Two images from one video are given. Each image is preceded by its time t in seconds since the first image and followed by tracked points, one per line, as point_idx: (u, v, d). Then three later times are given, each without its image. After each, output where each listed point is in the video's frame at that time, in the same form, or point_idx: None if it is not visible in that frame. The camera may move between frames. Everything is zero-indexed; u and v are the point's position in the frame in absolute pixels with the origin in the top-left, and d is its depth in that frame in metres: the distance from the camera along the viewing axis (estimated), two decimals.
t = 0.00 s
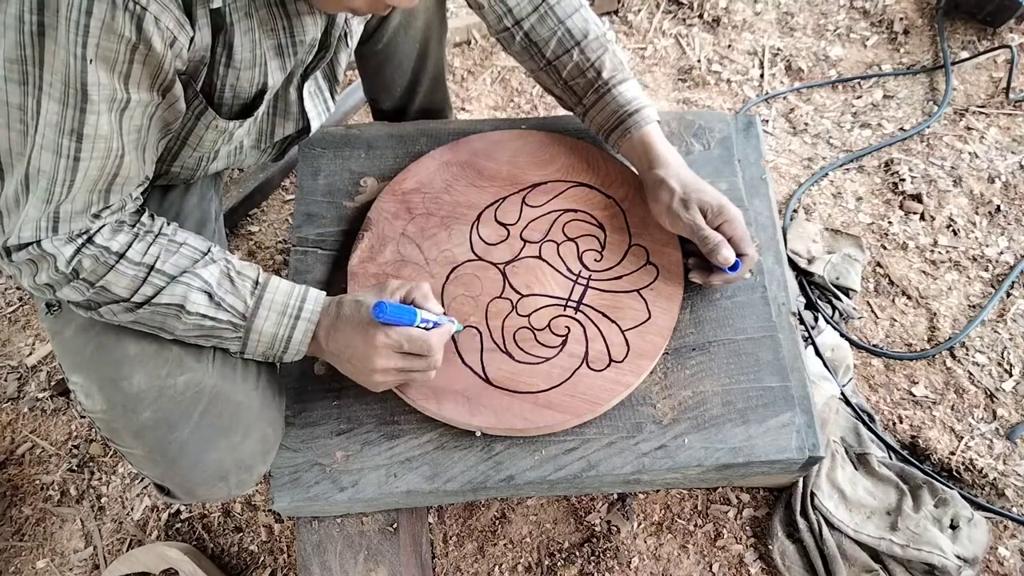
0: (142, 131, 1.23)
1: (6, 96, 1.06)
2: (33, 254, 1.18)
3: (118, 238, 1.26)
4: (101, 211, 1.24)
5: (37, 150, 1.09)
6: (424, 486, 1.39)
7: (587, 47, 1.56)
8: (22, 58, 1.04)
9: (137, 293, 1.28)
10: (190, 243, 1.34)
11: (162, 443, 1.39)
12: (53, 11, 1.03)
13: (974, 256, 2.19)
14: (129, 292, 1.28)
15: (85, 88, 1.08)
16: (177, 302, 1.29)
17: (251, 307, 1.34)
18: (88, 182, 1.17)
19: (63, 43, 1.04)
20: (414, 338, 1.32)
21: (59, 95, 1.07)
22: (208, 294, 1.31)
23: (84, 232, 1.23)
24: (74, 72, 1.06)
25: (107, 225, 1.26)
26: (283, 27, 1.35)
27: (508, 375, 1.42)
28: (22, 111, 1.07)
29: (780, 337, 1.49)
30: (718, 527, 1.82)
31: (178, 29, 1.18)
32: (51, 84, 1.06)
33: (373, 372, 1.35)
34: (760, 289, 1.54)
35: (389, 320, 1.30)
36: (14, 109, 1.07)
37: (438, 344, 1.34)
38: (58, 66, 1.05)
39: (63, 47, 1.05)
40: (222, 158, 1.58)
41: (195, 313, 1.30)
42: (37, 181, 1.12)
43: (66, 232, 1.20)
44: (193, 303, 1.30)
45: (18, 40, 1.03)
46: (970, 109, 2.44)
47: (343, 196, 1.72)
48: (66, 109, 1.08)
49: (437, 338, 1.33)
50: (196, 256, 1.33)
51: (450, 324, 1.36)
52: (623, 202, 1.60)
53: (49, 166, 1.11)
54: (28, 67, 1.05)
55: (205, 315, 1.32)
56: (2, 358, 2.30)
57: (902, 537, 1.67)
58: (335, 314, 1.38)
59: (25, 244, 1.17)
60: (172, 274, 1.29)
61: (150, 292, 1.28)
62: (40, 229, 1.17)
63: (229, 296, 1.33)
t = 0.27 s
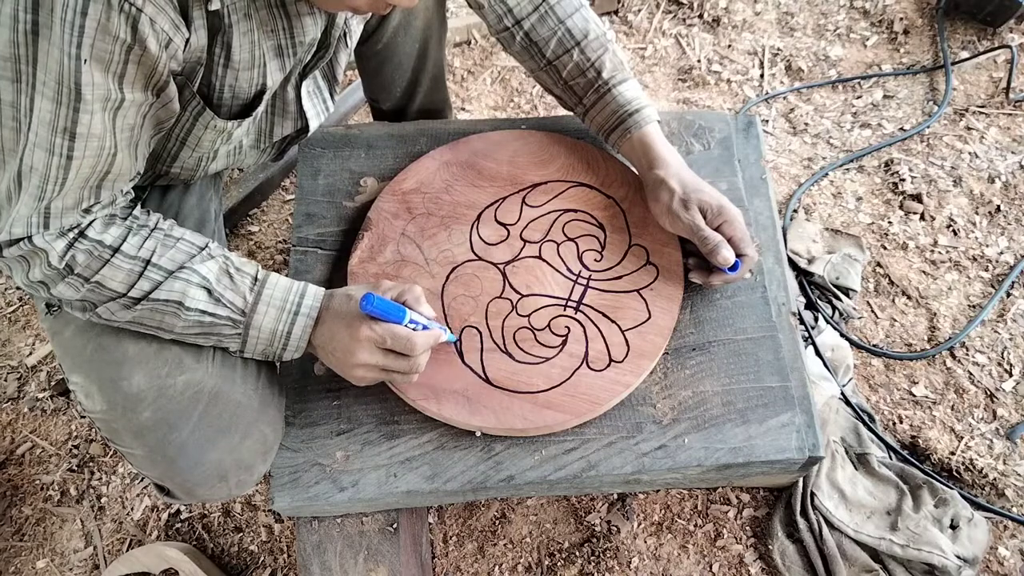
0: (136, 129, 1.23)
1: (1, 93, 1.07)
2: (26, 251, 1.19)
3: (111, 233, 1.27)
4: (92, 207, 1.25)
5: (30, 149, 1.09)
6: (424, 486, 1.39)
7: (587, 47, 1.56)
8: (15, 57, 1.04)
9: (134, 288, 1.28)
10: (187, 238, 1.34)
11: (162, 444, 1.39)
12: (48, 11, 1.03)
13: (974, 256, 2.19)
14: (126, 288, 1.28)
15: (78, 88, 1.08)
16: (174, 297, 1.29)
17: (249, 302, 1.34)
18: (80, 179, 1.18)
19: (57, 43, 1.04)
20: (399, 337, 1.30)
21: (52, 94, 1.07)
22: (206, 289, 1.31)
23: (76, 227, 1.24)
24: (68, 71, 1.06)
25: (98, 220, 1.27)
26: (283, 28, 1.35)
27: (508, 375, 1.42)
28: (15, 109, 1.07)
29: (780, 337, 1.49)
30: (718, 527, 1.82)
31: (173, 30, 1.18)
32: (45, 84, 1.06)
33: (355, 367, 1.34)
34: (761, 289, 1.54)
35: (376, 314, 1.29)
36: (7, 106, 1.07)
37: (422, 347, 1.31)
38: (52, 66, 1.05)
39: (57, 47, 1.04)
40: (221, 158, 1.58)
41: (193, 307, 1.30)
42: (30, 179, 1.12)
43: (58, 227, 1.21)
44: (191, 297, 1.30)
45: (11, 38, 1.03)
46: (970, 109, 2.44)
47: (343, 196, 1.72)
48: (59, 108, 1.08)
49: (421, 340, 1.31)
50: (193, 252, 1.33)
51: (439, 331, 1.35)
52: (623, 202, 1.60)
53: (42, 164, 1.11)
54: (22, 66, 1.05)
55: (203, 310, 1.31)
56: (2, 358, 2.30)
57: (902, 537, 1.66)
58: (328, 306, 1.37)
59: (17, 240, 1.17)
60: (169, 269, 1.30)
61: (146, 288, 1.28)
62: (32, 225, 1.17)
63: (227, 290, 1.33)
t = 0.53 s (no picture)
0: (139, 128, 1.23)
1: (5, 101, 1.06)
2: (42, 257, 1.18)
3: (124, 232, 1.26)
4: (104, 208, 1.25)
5: (40, 155, 1.09)
6: (424, 486, 1.39)
7: (587, 47, 1.56)
8: (18, 64, 1.04)
9: (147, 284, 1.28)
10: (194, 232, 1.35)
11: (162, 443, 1.39)
12: (48, 16, 1.02)
13: (974, 256, 2.19)
14: (139, 284, 1.28)
15: (84, 92, 1.08)
16: (187, 290, 1.30)
17: (259, 290, 1.35)
18: (91, 183, 1.18)
19: (61, 49, 1.04)
20: (417, 311, 1.33)
21: (59, 100, 1.07)
22: (217, 280, 1.32)
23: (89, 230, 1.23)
24: (73, 77, 1.06)
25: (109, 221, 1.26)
26: (282, 29, 1.35)
27: (508, 375, 1.42)
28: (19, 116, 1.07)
29: (780, 337, 1.49)
30: (718, 527, 1.82)
31: (174, 34, 1.17)
32: (50, 90, 1.06)
33: (375, 345, 1.36)
34: (760, 289, 1.54)
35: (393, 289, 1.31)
36: (14, 114, 1.07)
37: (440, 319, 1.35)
38: (56, 72, 1.05)
39: (61, 52, 1.04)
40: (221, 158, 1.58)
41: (205, 299, 1.31)
42: (41, 185, 1.12)
43: (72, 231, 1.20)
44: (202, 288, 1.30)
45: (14, 45, 1.03)
46: (970, 109, 2.44)
47: (343, 196, 1.72)
48: (66, 113, 1.08)
49: (438, 313, 1.34)
50: (202, 244, 1.34)
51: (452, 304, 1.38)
52: (623, 202, 1.60)
53: (53, 169, 1.11)
54: (25, 72, 1.04)
55: (215, 302, 1.32)
56: (2, 358, 2.30)
57: (903, 537, 1.66)
58: (337, 291, 1.39)
59: (32, 248, 1.17)
60: (180, 263, 1.30)
61: (160, 283, 1.29)
62: (47, 231, 1.17)
63: (237, 279, 1.34)
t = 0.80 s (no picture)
0: (137, 130, 1.23)
1: (3, 101, 1.06)
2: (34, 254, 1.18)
3: (117, 230, 1.27)
4: (99, 207, 1.25)
5: (36, 155, 1.09)
6: (425, 486, 1.38)
7: (587, 47, 1.56)
8: (18, 63, 1.04)
9: (142, 283, 1.28)
10: (190, 232, 1.35)
11: (162, 443, 1.39)
12: (49, 17, 1.02)
13: (974, 256, 2.19)
14: (133, 284, 1.28)
15: (83, 93, 1.08)
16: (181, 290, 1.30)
17: (254, 289, 1.35)
18: (87, 182, 1.18)
19: (61, 50, 1.04)
20: (413, 304, 1.34)
21: (58, 100, 1.07)
22: (212, 279, 1.32)
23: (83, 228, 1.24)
24: (73, 78, 1.06)
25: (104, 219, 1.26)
26: (283, 30, 1.35)
27: (508, 375, 1.42)
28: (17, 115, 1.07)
29: (780, 337, 1.49)
30: (718, 527, 1.82)
31: (174, 36, 1.18)
32: (49, 90, 1.06)
33: (375, 341, 1.35)
34: (760, 289, 1.54)
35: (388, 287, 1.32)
36: (11, 114, 1.07)
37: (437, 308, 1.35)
38: (55, 73, 1.05)
39: (61, 53, 1.04)
40: (220, 159, 1.59)
41: (199, 298, 1.31)
42: (37, 185, 1.12)
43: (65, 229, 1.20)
44: (197, 287, 1.30)
45: (14, 45, 1.03)
46: (970, 109, 2.44)
47: (343, 196, 1.72)
48: (64, 114, 1.08)
49: (434, 303, 1.35)
50: (197, 244, 1.34)
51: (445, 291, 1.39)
52: (623, 202, 1.60)
53: (49, 168, 1.11)
54: (24, 72, 1.04)
55: (209, 301, 1.32)
56: (2, 358, 2.30)
57: (903, 537, 1.66)
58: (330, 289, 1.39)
59: (24, 245, 1.17)
60: (175, 262, 1.30)
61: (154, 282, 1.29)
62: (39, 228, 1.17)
63: (233, 279, 1.34)
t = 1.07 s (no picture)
0: (133, 131, 1.23)
1: None
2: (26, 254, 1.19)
3: (110, 234, 1.27)
4: (93, 209, 1.26)
5: (29, 154, 1.09)
6: (424, 486, 1.38)
7: (587, 48, 1.56)
8: (13, 63, 1.04)
9: (135, 288, 1.28)
10: (187, 238, 1.35)
11: (162, 444, 1.39)
12: (44, 18, 1.02)
13: (974, 256, 2.19)
14: (127, 289, 1.28)
15: (75, 94, 1.07)
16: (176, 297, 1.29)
17: (250, 299, 1.34)
18: (79, 183, 1.18)
19: (56, 51, 1.04)
20: (399, 323, 1.31)
21: (51, 100, 1.07)
22: (207, 288, 1.31)
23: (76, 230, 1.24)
24: (66, 79, 1.06)
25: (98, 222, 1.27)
26: (283, 31, 1.35)
27: (508, 375, 1.42)
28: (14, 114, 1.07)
29: (780, 337, 1.49)
30: (718, 527, 1.82)
31: (172, 37, 1.17)
32: (43, 90, 1.06)
33: (358, 358, 1.35)
34: (760, 289, 1.54)
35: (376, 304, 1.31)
36: (7, 112, 1.07)
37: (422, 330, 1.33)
38: (49, 74, 1.05)
39: (55, 54, 1.04)
40: (219, 159, 1.59)
41: (194, 306, 1.31)
42: (30, 184, 1.12)
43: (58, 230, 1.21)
44: (192, 296, 1.30)
45: (9, 45, 1.03)
46: (970, 109, 2.44)
47: (343, 196, 1.72)
48: (58, 114, 1.08)
49: (419, 325, 1.32)
50: (194, 251, 1.34)
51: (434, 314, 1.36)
52: (623, 202, 1.60)
53: (41, 168, 1.11)
54: (19, 72, 1.04)
55: (204, 310, 1.32)
56: (2, 358, 2.30)
57: (903, 537, 1.66)
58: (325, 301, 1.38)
59: (16, 244, 1.18)
60: (170, 268, 1.30)
61: (149, 287, 1.29)
62: (32, 229, 1.17)
63: (228, 289, 1.33)
